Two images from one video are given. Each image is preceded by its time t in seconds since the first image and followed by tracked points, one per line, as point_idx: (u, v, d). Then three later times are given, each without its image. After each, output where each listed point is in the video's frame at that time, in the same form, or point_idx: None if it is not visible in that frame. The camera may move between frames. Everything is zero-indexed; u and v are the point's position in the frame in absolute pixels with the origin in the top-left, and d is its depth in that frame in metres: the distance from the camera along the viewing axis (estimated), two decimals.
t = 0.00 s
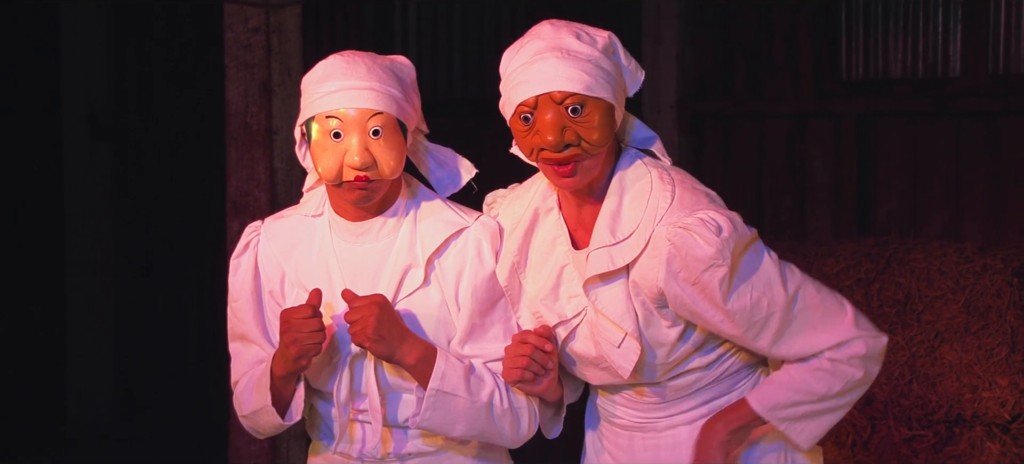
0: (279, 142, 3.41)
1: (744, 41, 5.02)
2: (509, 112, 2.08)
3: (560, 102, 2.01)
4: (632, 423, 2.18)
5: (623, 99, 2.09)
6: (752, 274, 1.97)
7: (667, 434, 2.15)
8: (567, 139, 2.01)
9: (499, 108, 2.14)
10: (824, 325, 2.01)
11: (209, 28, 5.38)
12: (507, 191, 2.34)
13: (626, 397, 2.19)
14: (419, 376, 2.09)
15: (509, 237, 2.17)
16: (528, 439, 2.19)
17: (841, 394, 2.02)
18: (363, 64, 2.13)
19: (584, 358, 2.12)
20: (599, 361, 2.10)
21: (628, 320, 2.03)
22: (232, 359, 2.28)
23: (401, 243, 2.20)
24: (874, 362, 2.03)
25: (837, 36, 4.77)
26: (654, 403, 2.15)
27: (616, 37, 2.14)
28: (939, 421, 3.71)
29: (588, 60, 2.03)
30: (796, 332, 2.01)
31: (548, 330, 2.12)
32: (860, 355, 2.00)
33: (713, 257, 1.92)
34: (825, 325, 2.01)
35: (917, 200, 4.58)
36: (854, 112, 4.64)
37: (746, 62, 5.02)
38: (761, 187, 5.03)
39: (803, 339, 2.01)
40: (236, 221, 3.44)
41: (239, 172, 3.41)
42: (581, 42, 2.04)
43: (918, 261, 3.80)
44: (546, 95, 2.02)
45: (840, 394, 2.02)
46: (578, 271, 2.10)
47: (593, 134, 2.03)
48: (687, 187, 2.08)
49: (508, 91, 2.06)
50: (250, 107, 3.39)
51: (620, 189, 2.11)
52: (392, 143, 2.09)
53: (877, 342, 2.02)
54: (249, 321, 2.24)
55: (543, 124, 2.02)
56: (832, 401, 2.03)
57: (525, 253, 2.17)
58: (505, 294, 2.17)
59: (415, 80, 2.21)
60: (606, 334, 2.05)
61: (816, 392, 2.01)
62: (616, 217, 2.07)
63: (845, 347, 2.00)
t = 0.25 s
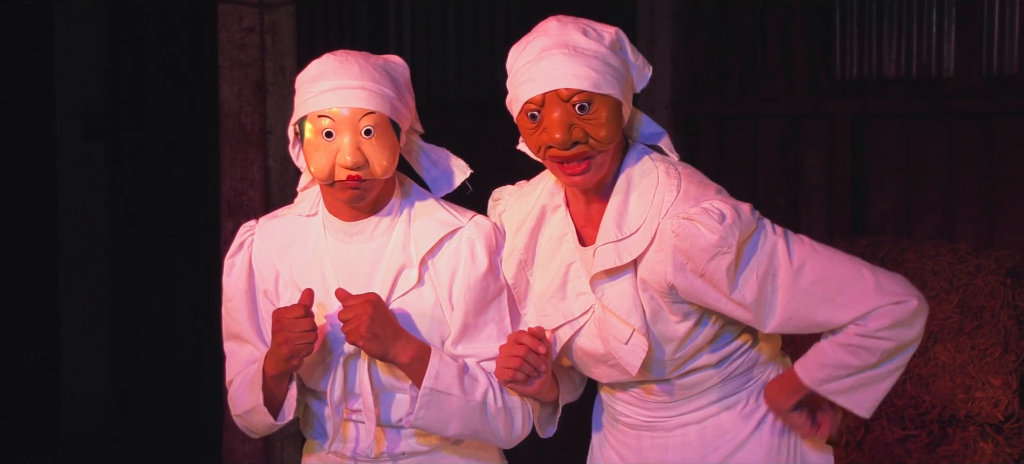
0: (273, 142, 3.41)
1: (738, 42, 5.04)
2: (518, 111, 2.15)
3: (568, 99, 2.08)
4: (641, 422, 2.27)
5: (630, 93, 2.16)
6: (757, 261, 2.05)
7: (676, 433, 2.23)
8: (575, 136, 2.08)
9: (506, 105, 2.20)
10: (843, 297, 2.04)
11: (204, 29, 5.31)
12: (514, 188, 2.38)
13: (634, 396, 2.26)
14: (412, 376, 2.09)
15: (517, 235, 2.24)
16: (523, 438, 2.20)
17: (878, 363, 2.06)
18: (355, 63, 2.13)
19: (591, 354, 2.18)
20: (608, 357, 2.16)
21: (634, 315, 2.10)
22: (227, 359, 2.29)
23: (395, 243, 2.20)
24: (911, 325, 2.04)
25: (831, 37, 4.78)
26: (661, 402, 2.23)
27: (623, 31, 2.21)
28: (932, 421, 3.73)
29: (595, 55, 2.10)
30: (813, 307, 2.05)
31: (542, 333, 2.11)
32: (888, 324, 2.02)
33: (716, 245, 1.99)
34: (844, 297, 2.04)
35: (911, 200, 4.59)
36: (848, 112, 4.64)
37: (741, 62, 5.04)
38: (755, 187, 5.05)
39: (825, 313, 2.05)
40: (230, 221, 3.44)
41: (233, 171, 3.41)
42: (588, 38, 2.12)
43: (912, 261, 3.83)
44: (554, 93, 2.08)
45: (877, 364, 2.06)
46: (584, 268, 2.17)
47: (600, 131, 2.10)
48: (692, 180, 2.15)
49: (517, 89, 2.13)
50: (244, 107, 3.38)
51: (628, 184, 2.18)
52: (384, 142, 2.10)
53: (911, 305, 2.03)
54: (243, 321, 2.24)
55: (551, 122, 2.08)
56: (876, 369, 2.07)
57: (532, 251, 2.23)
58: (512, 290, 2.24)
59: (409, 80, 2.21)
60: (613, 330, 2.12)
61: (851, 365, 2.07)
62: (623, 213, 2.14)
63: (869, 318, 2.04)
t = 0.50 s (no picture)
0: (263, 143, 3.40)
1: (727, 42, 5.03)
2: (526, 109, 2.17)
3: (578, 98, 2.10)
4: (648, 424, 2.27)
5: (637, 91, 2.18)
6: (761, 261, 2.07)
7: (683, 435, 2.24)
8: (585, 134, 2.10)
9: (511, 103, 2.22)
10: (844, 305, 2.07)
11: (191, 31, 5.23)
12: (518, 190, 2.43)
13: (641, 397, 2.27)
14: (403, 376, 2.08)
15: (524, 235, 2.29)
16: (514, 438, 2.19)
17: (872, 373, 2.10)
18: (341, 61, 2.14)
19: (599, 354, 2.20)
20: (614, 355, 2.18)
21: (641, 313, 2.12)
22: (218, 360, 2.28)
23: (386, 243, 2.19)
24: (908, 338, 2.08)
25: (820, 38, 4.79)
26: (668, 404, 2.24)
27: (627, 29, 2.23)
28: (922, 421, 3.77)
29: (603, 53, 2.12)
30: (813, 314, 2.07)
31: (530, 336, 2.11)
32: (886, 334, 2.06)
33: (721, 243, 2.01)
34: (844, 305, 2.07)
35: (900, 201, 4.60)
36: (837, 112, 4.67)
37: (730, 64, 5.02)
38: (745, 189, 5.05)
39: (826, 319, 2.07)
40: (219, 222, 3.43)
41: (222, 173, 3.39)
42: (595, 36, 2.14)
43: (901, 262, 3.85)
44: (564, 91, 2.10)
45: (871, 374, 2.11)
46: (591, 267, 2.21)
47: (610, 129, 2.12)
48: (698, 178, 2.17)
49: (525, 87, 2.15)
50: (234, 109, 3.37)
51: (632, 183, 2.20)
52: (368, 140, 2.10)
53: (909, 318, 2.06)
54: (234, 322, 2.24)
55: (560, 120, 2.11)
56: (869, 378, 2.12)
57: (539, 251, 2.28)
58: (519, 291, 2.28)
59: (399, 79, 2.21)
60: (621, 329, 2.14)
61: (845, 373, 2.10)
62: (629, 211, 2.16)
63: (868, 327, 2.07)
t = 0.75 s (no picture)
0: (258, 144, 3.39)
1: (723, 43, 5.02)
2: (527, 107, 2.16)
3: (582, 95, 2.10)
4: (634, 424, 2.28)
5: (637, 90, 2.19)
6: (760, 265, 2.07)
7: (669, 435, 2.25)
8: (589, 131, 2.10)
9: (512, 102, 2.22)
10: (835, 320, 2.07)
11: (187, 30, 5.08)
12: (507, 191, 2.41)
13: (628, 396, 2.27)
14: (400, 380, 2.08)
15: (516, 234, 2.26)
16: (511, 439, 2.19)
17: (853, 389, 2.10)
18: (328, 64, 2.14)
19: (591, 353, 2.21)
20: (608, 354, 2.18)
21: (639, 312, 2.13)
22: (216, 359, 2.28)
23: (384, 245, 2.19)
24: (893, 358, 2.08)
25: (816, 39, 4.78)
26: (656, 404, 2.25)
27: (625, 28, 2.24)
28: (917, 423, 3.74)
29: (606, 52, 2.13)
30: (805, 326, 2.07)
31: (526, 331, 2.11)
32: (872, 354, 2.06)
33: (722, 246, 2.02)
34: (836, 320, 2.07)
35: (895, 203, 4.61)
36: (832, 114, 4.67)
37: (725, 64, 5.02)
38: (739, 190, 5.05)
39: (815, 332, 2.07)
40: (214, 223, 3.42)
41: (217, 174, 3.38)
42: (598, 34, 2.14)
43: (896, 263, 3.84)
44: (568, 89, 2.10)
45: (853, 390, 2.11)
46: (587, 267, 2.21)
47: (613, 128, 2.12)
48: (696, 180, 2.17)
49: (528, 85, 2.14)
50: (229, 109, 3.36)
51: (631, 184, 2.20)
52: (350, 144, 2.10)
53: (896, 339, 2.06)
54: (232, 321, 2.24)
55: (564, 118, 2.11)
56: (849, 394, 2.12)
57: (532, 248, 2.26)
58: (512, 288, 2.26)
59: (394, 81, 2.20)
60: (616, 327, 2.14)
61: (826, 386, 2.10)
62: (628, 210, 2.16)
63: (857, 345, 2.06)
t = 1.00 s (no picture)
0: (253, 145, 3.39)
1: (718, 43, 5.03)
2: (519, 108, 2.16)
3: (577, 98, 2.10)
4: (621, 422, 2.27)
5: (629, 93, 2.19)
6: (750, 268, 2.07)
7: (656, 434, 2.24)
8: (583, 134, 2.10)
9: (504, 103, 2.21)
10: (821, 325, 2.08)
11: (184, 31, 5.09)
12: (496, 191, 2.42)
13: (615, 395, 2.27)
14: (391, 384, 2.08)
15: (506, 233, 2.27)
16: (506, 440, 2.19)
17: (835, 395, 2.13)
18: (321, 67, 2.14)
19: (579, 353, 2.21)
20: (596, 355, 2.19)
21: (628, 314, 2.13)
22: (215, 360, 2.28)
23: (379, 246, 2.19)
24: (876, 365, 2.10)
25: (811, 40, 4.80)
26: (643, 403, 2.25)
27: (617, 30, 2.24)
28: (913, 423, 3.75)
29: (600, 55, 2.13)
30: (791, 330, 2.09)
31: (525, 333, 2.12)
32: (856, 361, 2.07)
33: (711, 250, 2.02)
34: (822, 325, 2.08)
35: (890, 203, 4.61)
36: (827, 115, 4.68)
37: (720, 64, 5.04)
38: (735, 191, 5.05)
39: (801, 337, 2.09)
40: (210, 224, 3.41)
41: (212, 175, 3.38)
42: (592, 37, 2.14)
43: (892, 264, 3.85)
44: (563, 92, 2.10)
45: (834, 395, 2.13)
46: (576, 267, 2.21)
47: (606, 131, 2.12)
48: (685, 182, 2.18)
49: (522, 87, 2.14)
50: (224, 111, 3.36)
51: (620, 186, 2.20)
52: (344, 146, 2.10)
53: (880, 346, 2.08)
54: (231, 321, 2.24)
55: (558, 121, 2.10)
56: (832, 399, 2.14)
57: (522, 249, 2.26)
58: (501, 288, 2.24)
59: (388, 83, 2.20)
60: (606, 328, 2.14)
61: (809, 391, 2.12)
62: (617, 212, 2.17)
63: (841, 353, 2.08)
